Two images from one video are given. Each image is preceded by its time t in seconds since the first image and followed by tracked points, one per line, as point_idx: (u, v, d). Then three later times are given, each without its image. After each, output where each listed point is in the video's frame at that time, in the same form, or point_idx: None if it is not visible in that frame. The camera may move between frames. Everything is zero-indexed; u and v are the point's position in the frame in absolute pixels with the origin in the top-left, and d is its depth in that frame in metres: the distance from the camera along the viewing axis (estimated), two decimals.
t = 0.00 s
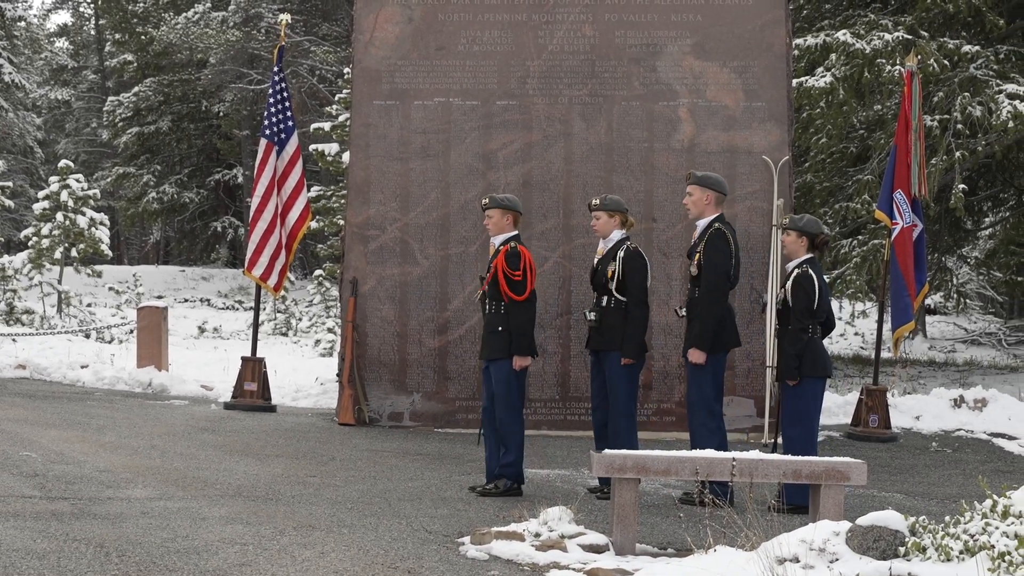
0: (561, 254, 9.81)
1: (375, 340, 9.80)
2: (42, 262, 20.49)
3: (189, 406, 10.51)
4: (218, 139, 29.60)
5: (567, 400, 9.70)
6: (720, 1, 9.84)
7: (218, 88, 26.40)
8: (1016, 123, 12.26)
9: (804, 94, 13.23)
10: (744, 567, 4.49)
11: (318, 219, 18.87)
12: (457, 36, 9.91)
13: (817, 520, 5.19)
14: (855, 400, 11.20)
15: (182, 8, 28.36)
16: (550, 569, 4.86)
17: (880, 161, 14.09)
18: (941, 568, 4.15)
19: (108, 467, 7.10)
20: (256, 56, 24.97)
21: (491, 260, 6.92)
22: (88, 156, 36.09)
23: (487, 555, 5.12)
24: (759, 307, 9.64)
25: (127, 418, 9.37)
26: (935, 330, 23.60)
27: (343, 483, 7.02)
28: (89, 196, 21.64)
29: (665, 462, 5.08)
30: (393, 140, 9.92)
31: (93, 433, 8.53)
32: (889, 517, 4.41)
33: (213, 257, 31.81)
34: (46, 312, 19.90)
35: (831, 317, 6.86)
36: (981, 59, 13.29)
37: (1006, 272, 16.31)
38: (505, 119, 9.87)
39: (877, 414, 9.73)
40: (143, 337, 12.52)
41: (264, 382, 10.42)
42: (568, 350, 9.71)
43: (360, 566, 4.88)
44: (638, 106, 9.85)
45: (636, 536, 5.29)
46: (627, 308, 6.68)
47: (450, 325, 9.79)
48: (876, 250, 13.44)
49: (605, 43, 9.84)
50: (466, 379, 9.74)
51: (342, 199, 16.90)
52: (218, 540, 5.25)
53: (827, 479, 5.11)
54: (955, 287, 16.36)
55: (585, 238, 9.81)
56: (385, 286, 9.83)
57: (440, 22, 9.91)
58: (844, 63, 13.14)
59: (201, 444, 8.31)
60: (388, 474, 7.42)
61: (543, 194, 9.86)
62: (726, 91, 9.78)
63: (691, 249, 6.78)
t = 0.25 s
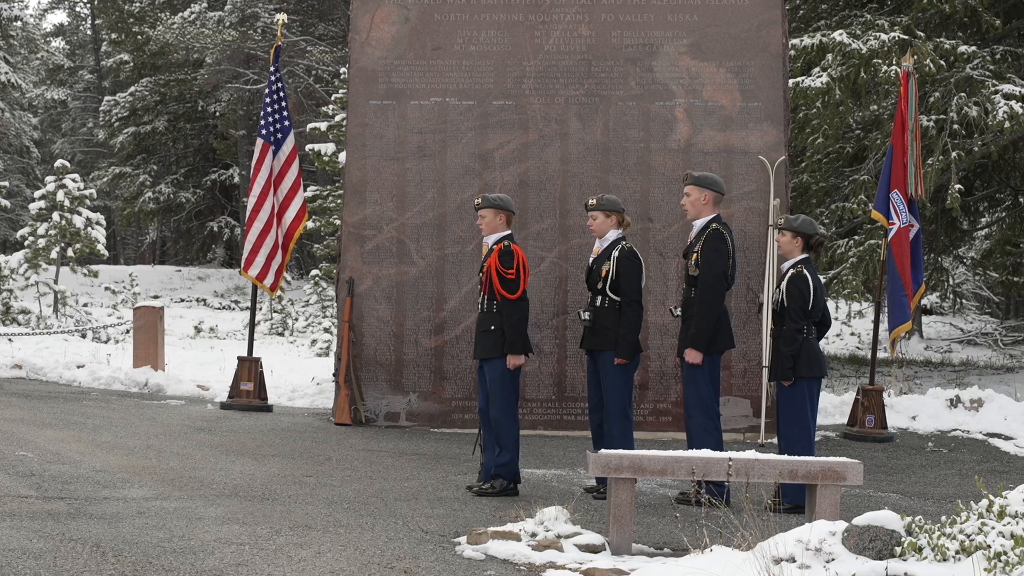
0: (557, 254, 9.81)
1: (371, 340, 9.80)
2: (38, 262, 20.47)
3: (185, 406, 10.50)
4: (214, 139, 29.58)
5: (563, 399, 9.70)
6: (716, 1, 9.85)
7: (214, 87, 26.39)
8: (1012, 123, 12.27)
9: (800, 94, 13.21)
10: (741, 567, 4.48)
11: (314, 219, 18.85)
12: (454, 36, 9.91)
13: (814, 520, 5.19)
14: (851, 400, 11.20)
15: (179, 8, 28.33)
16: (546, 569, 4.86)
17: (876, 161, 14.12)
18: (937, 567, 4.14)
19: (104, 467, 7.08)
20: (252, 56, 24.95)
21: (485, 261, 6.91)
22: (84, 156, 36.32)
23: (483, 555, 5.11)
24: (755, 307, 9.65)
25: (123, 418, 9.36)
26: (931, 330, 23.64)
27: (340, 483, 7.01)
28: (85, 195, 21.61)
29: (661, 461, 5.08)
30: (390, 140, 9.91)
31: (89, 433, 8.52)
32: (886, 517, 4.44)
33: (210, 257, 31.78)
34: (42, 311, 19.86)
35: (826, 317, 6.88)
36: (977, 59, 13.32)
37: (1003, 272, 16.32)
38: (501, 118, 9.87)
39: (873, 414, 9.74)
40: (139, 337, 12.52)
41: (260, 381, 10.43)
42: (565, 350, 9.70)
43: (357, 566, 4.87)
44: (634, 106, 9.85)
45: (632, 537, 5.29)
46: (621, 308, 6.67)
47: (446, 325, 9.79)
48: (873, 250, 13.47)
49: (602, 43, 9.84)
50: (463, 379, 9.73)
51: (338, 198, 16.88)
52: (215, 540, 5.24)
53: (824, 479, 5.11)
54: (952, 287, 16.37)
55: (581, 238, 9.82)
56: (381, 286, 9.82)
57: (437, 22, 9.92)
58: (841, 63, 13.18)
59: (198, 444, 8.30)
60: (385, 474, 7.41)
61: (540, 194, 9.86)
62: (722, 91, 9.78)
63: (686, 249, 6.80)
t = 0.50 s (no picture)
0: (555, 254, 9.81)
1: (369, 340, 9.79)
2: (36, 262, 20.46)
3: (183, 406, 10.49)
4: (212, 139, 29.57)
5: (561, 399, 9.69)
6: (714, 2, 9.86)
7: (212, 87, 26.37)
8: (1009, 123, 12.28)
9: (798, 94, 13.29)
10: (738, 567, 4.48)
11: (312, 219, 18.85)
12: (451, 36, 9.91)
13: (812, 520, 5.19)
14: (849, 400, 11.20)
15: (176, 8, 28.32)
16: (544, 569, 4.85)
17: (873, 161, 14.11)
18: (935, 566, 4.14)
19: (101, 467, 7.08)
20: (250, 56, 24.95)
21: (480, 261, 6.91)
22: (82, 156, 36.39)
23: (480, 555, 5.11)
24: (752, 307, 9.65)
25: (121, 418, 9.35)
26: (929, 330, 23.66)
27: (337, 483, 7.00)
28: (82, 195, 21.60)
29: (659, 461, 5.08)
30: (388, 140, 9.91)
31: (87, 433, 8.51)
32: (883, 517, 4.43)
33: (207, 257, 31.78)
34: (39, 311, 19.85)
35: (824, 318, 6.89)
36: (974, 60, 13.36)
37: (1000, 272, 16.33)
38: (499, 119, 9.86)
39: (871, 414, 9.74)
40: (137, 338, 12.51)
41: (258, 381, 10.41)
42: (563, 350, 9.69)
43: (354, 566, 4.87)
44: (632, 106, 9.85)
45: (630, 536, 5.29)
46: (617, 308, 6.67)
47: (444, 325, 9.79)
48: (870, 250, 13.47)
49: (599, 43, 9.84)
50: (460, 379, 9.73)
51: (336, 199, 16.88)
52: (213, 540, 5.24)
53: (821, 479, 5.10)
54: (949, 287, 16.39)
55: (579, 238, 9.81)
56: (379, 286, 9.82)
57: (435, 22, 9.92)
58: (838, 63, 13.20)
59: (195, 444, 8.29)
60: (382, 475, 7.41)
61: (537, 194, 9.85)
62: (720, 91, 9.78)
63: (685, 249, 6.80)
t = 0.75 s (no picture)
0: (553, 253, 9.81)
1: (367, 340, 9.79)
2: (34, 262, 20.44)
3: (181, 406, 10.49)
4: (210, 139, 29.55)
5: (559, 399, 9.69)
6: (712, 2, 9.86)
7: (210, 87, 26.36)
8: (1007, 123, 12.29)
9: (796, 94, 13.29)
10: (736, 567, 4.49)
11: (310, 219, 18.84)
12: (450, 36, 9.91)
13: (810, 520, 5.20)
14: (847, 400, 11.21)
15: (174, 8, 28.29)
16: (542, 569, 4.86)
17: (871, 161, 14.09)
18: (932, 566, 4.14)
19: (99, 467, 7.07)
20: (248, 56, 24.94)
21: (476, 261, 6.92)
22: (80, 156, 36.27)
23: (478, 555, 5.11)
24: (750, 307, 9.65)
25: (119, 418, 9.35)
26: (927, 330, 23.67)
27: (335, 483, 7.00)
28: (81, 195, 21.58)
29: (657, 461, 5.08)
30: (386, 140, 9.91)
31: (85, 433, 8.50)
32: (881, 517, 4.43)
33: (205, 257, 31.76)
34: (38, 311, 19.83)
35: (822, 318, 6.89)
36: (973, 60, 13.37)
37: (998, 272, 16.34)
38: (497, 118, 9.86)
39: (869, 414, 9.74)
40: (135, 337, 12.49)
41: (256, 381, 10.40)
42: (561, 350, 9.68)
43: (352, 566, 4.86)
44: (630, 106, 9.85)
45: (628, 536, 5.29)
46: (613, 308, 6.68)
47: (442, 325, 9.79)
48: (868, 250, 13.47)
49: (597, 43, 9.84)
50: (458, 379, 9.73)
51: (334, 199, 16.87)
52: (211, 540, 5.24)
53: (819, 479, 5.10)
54: (947, 287, 16.39)
55: (577, 238, 9.80)
56: (377, 286, 9.83)
57: (433, 22, 9.91)
58: (836, 63, 13.22)
59: (193, 444, 8.29)
60: (380, 475, 7.41)
61: (536, 194, 9.85)
62: (718, 91, 9.79)
63: (684, 249, 6.80)
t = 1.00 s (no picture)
0: (552, 253, 9.81)
1: (367, 340, 9.80)
2: (34, 262, 20.42)
3: (180, 406, 10.48)
4: (210, 139, 29.54)
5: (559, 399, 9.69)
6: (712, 1, 9.86)
7: (210, 87, 26.35)
8: (1007, 123, 12.29)
9: (796, 94, 13.29)
10: (736, 567, 4.49)
11: (309, 219, 18.83)
12: (449, 35, 9.91)
13: (810, 520, 5.20)
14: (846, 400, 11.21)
15: (174, 8, 28.27)
16: (541, 569, 4.86)
17: (871, 161, 14.09)
18: (932, 566, 4.14)
19: (99, 467, 7.07)
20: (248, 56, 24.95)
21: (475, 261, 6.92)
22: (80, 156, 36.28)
23: (477, 555, 5.11)
24: (750, 307, 9.65)
25: (119, 419, 9.34)
26: (927, 330, 23.66)
27: (335, 483, 7.00)
28: (81, 195, 21.57)
29: (656, 461, 5.08)
30: (385, 140, 9.91)
31: (84, 433, 8.50)
32: (880, 517, 4.43)
33: (205, 258, 31.76)
34: (37, 311, 19.82)
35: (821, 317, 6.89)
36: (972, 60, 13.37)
37: (998, 271, 16.35)
38: (496, 118, 9.86)
39: (868, 414, 9.74)
40: (134, 338, 12.49)
41: (256, 381, 10.40)
42: (560, 350, 9.69)
43: (352, 566, 4.86)
44: (629, 106, 9.85)
45: (627, 536, 5.29)
46: (611, 308, 6.68)
47: (441, 325, 9.78)
48: (867, 250, 13.47)
49: (597, 43, 9.84)
50: (458, 379, 9.73)
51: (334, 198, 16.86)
52: (211, 540, 5.23)
53: (819, 478, 5.10)
54: (947, 287, 16.39)
55: (576, 238, 9.80)
56: (376, 286, 9.83)
57: (432, 22, 9.91)
58: (836, 63, 13.23)
59: (193, 444, 8.28)
60: (380, 475, 7.40)
61: (535, 194, 9.85)
62: (717, 91, 9.79)
63: (683, 249, 6.79)
